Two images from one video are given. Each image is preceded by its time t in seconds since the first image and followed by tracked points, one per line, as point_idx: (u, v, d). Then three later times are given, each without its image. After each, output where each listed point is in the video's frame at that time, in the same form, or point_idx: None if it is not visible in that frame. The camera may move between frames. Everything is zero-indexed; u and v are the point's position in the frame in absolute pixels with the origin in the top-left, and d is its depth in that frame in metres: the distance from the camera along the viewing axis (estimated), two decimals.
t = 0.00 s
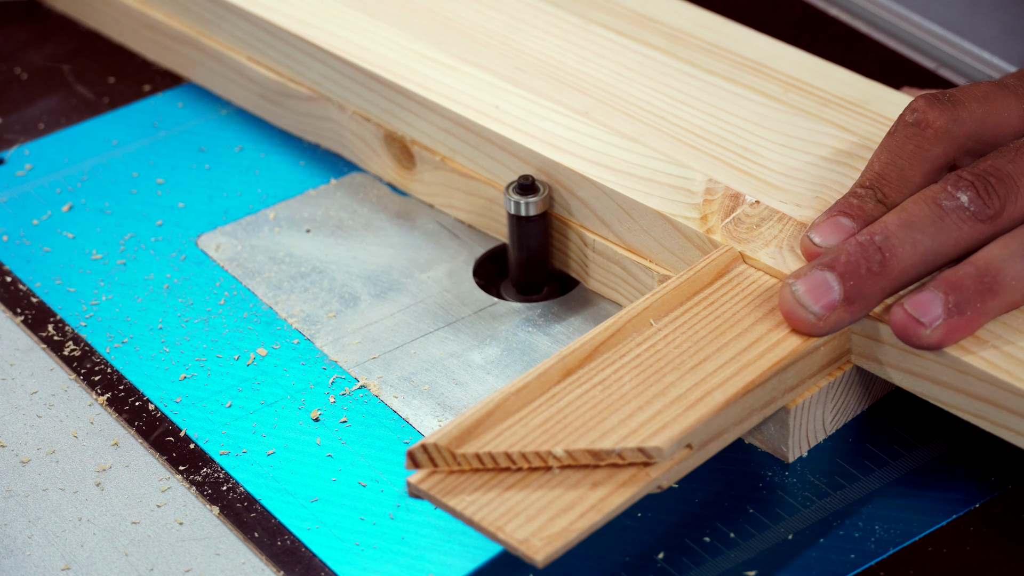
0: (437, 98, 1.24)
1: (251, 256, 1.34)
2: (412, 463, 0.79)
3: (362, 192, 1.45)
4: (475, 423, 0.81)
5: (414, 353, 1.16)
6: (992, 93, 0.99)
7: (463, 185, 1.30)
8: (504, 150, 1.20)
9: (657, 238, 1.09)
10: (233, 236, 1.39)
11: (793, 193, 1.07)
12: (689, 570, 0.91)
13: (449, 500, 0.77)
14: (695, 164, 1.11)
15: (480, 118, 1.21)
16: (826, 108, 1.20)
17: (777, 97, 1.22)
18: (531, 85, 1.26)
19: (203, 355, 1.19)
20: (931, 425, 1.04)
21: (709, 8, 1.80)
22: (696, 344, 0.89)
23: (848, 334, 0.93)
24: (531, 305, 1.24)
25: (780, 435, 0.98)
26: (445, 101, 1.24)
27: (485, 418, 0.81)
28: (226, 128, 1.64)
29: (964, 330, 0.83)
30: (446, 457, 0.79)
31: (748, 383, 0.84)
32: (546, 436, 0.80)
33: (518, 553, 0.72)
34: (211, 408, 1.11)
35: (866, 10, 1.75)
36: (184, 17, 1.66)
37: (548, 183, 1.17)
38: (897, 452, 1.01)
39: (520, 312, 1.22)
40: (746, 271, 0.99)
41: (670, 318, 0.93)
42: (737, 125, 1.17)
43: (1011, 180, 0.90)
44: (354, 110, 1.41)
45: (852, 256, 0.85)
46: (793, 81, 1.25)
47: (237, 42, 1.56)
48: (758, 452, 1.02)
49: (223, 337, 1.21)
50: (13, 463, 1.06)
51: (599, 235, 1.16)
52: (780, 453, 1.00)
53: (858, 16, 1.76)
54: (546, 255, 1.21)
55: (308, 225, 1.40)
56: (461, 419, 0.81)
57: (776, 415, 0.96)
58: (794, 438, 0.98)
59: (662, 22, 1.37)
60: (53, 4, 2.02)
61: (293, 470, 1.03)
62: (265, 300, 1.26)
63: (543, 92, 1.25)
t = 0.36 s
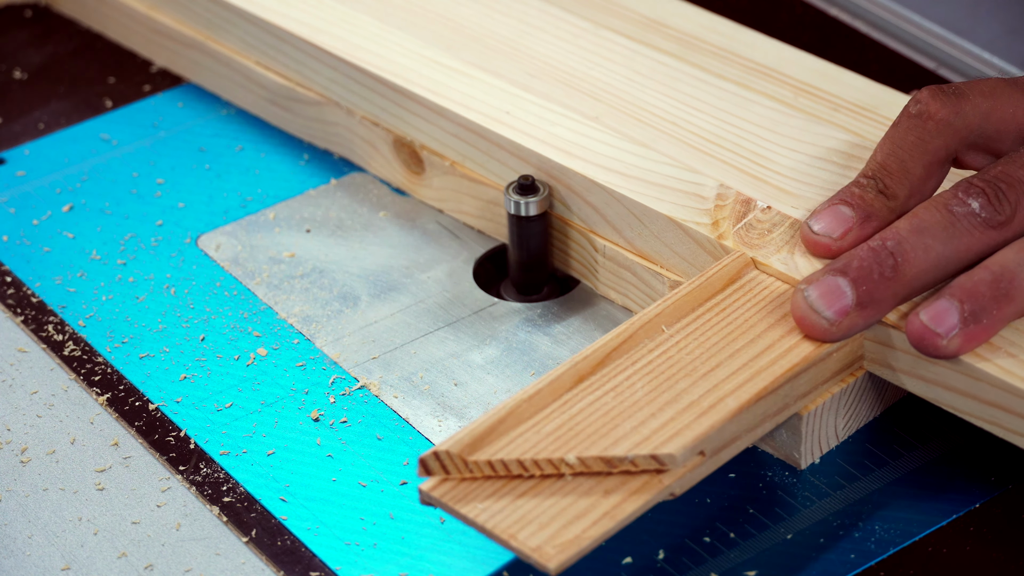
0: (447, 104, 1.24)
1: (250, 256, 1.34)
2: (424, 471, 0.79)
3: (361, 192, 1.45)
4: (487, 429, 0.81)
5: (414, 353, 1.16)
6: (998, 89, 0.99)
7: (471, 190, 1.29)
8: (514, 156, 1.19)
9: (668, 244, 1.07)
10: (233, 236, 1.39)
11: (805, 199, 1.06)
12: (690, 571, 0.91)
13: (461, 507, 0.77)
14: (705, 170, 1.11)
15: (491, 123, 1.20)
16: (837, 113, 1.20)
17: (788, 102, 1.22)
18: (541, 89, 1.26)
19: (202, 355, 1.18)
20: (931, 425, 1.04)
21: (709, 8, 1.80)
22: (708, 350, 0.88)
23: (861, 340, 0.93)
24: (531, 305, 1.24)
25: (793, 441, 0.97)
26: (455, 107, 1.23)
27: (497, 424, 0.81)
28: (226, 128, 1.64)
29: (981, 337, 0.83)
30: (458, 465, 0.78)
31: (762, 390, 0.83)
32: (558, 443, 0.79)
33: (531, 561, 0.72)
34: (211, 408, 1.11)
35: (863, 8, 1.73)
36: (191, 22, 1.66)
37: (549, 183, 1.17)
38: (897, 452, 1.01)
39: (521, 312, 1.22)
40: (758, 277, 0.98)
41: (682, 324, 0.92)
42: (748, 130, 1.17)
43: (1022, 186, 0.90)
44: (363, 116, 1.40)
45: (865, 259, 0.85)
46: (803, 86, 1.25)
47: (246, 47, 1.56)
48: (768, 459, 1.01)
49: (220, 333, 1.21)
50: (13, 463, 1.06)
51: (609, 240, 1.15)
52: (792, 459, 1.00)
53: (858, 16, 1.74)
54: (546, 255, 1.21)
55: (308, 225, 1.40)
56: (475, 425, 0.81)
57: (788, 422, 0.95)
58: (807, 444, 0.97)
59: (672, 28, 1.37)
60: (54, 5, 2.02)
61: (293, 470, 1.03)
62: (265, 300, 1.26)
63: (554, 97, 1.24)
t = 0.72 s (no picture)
0: (461, 111, 1.23)
1: (251, 257, 1.34)
2: (440, 481, 0.79)
3: (362, 192, 1.45)
4: (504, 439, 0.80)
5: (414, 353, 1.16)
6: (1017, 99, 0.99)
7: (484, 197, 1.28)
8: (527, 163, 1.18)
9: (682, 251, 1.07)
10: (233, 236, 1.38)
11: (821, 206, 1.05)
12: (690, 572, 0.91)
13: (479, 518, 0.76)
14: (721, 178, 1.09)
15: (505, 131, 1.19)
16: (851, 119, 1.20)
17: (802, 108, 1.21)
18: (554, 95, 1.25)
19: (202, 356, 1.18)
20: (931, 425, 1.04)
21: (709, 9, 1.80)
22: (725, 360, 0.87)
23: (878, 349, 0.92)
24: (531, 305, 1.24)
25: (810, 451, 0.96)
26: (469, 114, 1.22)
27: (513, 435, 0.80)
28: (227, 128, 1.64)
29: (1000, 346, 0.83)
30: (475, 475, 0.78)
31: (779, 400, 0.82)
32: (575, 453, 0.79)
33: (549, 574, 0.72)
34: (211, 409, 1.11)
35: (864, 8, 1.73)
36: (199, 26, 1.64)
37: (548, 183, 1.17)
38: (897, 452, 1.01)
39: (521, 312, 1.22)
40: (775, 285, 0.97)
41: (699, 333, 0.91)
42: (764, 137, 1.16)
43: None
44: (375, 122, 1.39)
45: (884, 269, 0.85)
46: (817, 93, 1.25)
47: (255, 52, 1.54)
48: (785, 469, 1.00)
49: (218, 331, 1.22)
50: (13, 463, 1.06)
51: (623, 248, 1.14)
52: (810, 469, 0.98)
53: (858, 17, 1.74)
54: (546, 255, 1.21)
55: (308, 225, 1.39)
56: (492, 435, 0.80)
57: (806, 432, 0.94)
58: (825, 454, 0.96)
59: (686, 34, 1.36)
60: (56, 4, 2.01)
61: (293, 470, 1.03)
62: (265, 300, 1.26)
63: (568, 104, 1.23)
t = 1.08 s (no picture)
0: (475, 119, 1.22)
1: (251, 257, 1.34)
2: (461, 493, 0.78)
3: (361, 192, 1.45)
4: (526, 451, 0.79)
5: (414, 353, 1.16)
6: None
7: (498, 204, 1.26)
8: (543, 170, 1.17)
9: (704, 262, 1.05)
10: (233, 236, 1.38)
11: (841, 215, 1.03)
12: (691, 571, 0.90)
13: (500, 531, 0.76)
14: (740, 186, 1.08)
15: (521, 139, 1.18)
16: (869, 127, 1.17)
17: (821, 117, 1.18)
18: (567, 101, 1.23)
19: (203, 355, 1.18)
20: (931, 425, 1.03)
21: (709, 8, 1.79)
22: (747, 371, 0.87)
23: (901, 360, 0.90)
24: (532, 305, 1.24)
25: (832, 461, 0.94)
26: (485, 121, 1.21)
27: (535, 446, 0.79)
28: (226, 128, 1.64)
29: None
30: (495, 487, 0.77)
31: (801, 412, 0.82)
32: (597, 464, 0.78)
33: None
34: (210, 409, 1.11)
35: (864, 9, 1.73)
36: (206, 28, 1.62)
37: (548, 183, 1.18)
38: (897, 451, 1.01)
39: (521, 312, 1.22)
40: (795, 295, 0.97)
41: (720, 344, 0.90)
42: (782, 144, 1.14)
43: None
44: (390, 130, 1.37)
45: (906, 278, 0.84)
46: (834, 100, 1.22)
47: (265, 57, 1.52)
48: (807, 480, 0.98)
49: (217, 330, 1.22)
50: (13, 463, 1.06)
51: (642, 257, 1.13)
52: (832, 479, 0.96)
53: (857, 16, 1.74)
54: (547, 254, 1.21)
55: (307, 225, 1.39)
56: (511, 447, 0.79)
57: (828, 443, 0.92)
58: (847, 464, 0.94)
59: (702, 40, 1.33)
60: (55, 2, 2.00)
61: (292, 470, 1.03)
62: (265, 300, 1.25)
63: (584, 111, 1.21)
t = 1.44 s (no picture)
0: (491, 127, 1.21)
1: (251, 257, 1.34)
2: (480, 504, 0.77)
3: (362, 192, 1.45)
4: (544, 462, 0.79)
5: (414, 353, 1.16)
6: None
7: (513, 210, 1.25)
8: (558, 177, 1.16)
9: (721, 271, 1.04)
10: (233, 236, 1.38)
11: (860, 224, 1.03)
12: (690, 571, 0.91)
13: (519, 542, 0.75)
14: (758, 194, 1.07)
15: (538, 147, 1.17)
16: (885, 135, 1.16)
17: (836, 124, 1.18)
18: (587, 110, 1.22)
19: (201, 354, 1.18)
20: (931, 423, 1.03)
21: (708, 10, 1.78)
22: (766, 381, 0.86)
23: (920, 370, 0.90)
24: (532, 305, 1.24)
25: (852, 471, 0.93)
26: (501, 129, 1.20)
27: (554, 457, 0.79)
28: (227, 127, 1.64)
29: None
30: (515, 498, 0.77)
31: (821, 422, 0.82)
32: (617, 476, 0.78)
33: None
34: (210, 409, 1.11)
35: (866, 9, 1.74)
36: (218, 34, 1.61)
37: (548, 183, 1.18)
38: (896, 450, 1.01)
39: (521, 312, 1.22)
40: (814, 304, 0.96)
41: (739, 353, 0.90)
42: (799, 153, 1.13)
43: None
44: (406, 138, 1.35)
45: (926, 288, 0.84)
46: (850, 108, 1.21)
47: (279, 64, 1.51)
48: (824, 493, 0.97)
49: (215, 330, 1.22)
50: (13, 462, 1.06)
51: (659, 265, 1.11)
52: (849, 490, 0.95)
53: (858, 16, 1.74)
54: (547, 255, 1.21)
55: (307, 225, 1.39)
56: (530, 458, 0.79)
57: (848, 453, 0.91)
58: (866, 474, 0.93)
59: (717, 48, 1.33)
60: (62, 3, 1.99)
61: (292, 470, 1.03)
62: (265, 300, 1.25)
63: (603, 119, 1.20)
